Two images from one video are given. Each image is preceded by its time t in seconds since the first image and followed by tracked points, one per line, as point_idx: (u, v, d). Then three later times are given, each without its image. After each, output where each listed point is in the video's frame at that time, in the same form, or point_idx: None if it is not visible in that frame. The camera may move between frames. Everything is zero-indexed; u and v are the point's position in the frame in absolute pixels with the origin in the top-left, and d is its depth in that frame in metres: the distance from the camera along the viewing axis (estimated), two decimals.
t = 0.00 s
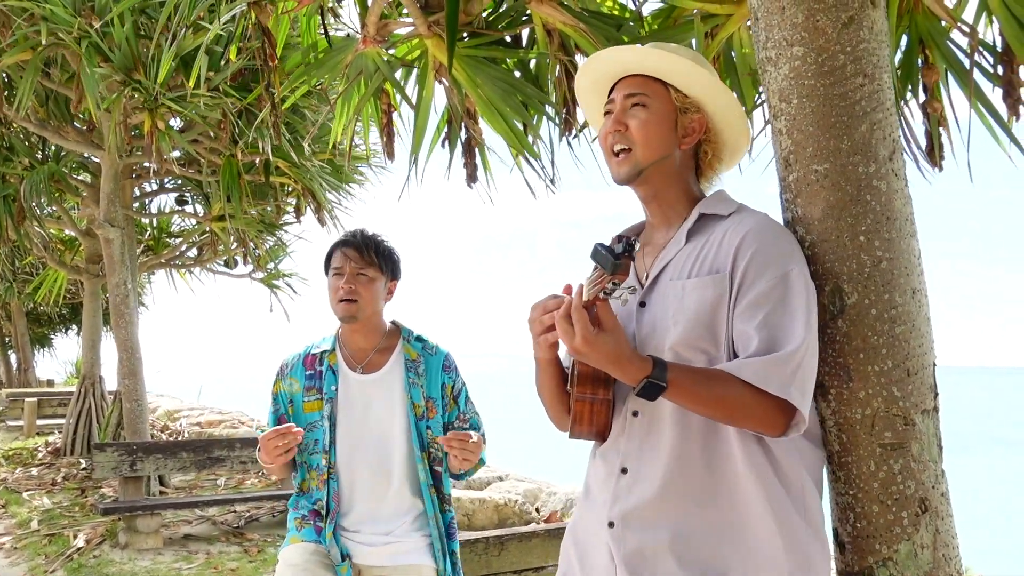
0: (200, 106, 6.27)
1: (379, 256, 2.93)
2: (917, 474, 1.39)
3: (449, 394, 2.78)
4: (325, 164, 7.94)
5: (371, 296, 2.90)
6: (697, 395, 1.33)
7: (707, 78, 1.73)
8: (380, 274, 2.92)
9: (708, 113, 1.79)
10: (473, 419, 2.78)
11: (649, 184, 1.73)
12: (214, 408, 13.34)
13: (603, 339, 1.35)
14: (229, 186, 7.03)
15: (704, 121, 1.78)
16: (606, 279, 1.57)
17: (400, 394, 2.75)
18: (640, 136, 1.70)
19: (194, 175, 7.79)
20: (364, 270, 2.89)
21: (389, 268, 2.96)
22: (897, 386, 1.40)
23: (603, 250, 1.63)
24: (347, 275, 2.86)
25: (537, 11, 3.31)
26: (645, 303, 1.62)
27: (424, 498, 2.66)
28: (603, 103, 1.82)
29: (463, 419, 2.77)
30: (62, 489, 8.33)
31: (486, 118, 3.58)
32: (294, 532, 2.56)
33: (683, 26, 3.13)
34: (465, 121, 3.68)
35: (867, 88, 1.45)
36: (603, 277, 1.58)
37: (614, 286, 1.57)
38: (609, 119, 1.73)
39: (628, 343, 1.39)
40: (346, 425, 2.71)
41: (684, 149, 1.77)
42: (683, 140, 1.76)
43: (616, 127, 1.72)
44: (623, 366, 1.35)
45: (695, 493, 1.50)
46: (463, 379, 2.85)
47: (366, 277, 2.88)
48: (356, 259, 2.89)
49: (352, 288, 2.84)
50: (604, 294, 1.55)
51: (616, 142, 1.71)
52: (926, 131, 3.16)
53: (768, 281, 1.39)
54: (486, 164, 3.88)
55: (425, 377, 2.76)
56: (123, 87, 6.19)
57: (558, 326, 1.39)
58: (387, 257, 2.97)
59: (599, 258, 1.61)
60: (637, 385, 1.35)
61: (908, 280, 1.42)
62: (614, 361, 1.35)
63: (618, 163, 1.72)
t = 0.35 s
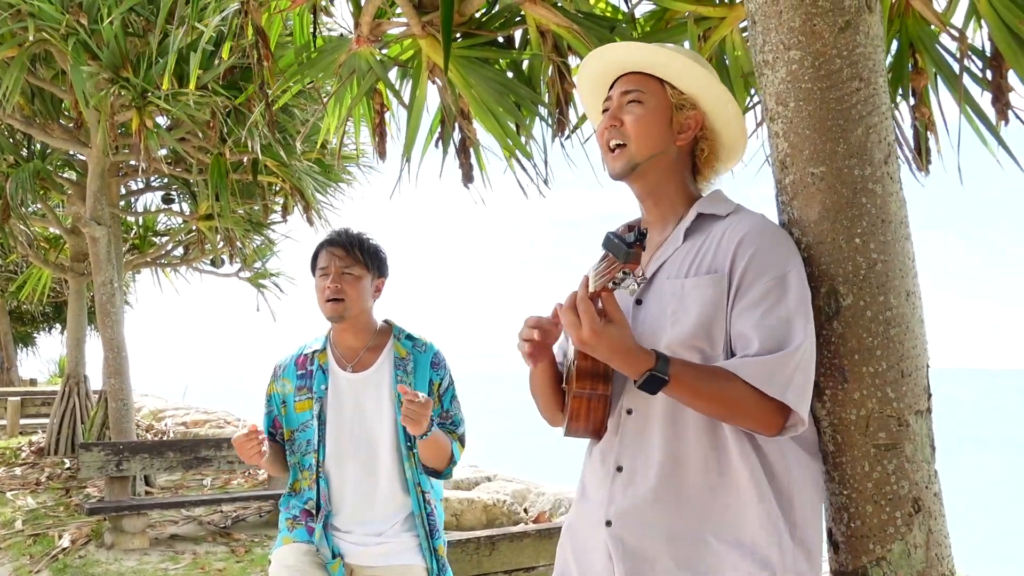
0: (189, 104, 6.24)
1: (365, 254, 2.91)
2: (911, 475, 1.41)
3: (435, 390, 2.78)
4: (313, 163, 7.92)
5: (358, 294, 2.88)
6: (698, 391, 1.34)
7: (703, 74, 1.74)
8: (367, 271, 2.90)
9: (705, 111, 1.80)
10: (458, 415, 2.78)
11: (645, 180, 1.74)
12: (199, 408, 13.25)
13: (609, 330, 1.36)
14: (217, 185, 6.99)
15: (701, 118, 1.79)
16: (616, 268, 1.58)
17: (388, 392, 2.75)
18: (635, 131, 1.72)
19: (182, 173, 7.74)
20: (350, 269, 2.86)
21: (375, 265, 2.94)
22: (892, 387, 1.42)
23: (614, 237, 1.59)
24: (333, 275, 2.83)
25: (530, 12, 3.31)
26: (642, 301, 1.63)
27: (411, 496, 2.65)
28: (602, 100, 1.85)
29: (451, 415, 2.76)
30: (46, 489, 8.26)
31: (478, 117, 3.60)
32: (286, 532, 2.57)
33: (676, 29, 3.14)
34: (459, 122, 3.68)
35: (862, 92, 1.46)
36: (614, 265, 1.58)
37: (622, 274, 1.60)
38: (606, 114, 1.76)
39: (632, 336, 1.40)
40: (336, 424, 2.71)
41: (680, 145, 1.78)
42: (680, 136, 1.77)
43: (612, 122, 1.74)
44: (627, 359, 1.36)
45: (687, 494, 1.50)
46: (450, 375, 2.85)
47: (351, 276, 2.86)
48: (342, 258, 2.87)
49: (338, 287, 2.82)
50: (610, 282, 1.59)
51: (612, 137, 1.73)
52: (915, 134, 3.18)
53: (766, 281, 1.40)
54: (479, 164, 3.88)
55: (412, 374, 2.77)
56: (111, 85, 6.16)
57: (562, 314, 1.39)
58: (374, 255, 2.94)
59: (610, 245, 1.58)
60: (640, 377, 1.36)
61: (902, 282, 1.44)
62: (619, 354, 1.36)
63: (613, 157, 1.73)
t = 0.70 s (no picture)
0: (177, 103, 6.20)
1: (344, 258, 2.90)
2: (905, 478, 1.43)
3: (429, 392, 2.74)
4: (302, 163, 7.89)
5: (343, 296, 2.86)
6: (695, 401, 1.35)
7: (696, 84, 1.75)
8: (349, 273, 2.88)
9: (699, 120, 1.81)
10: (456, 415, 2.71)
11: (639, 190, 1.75)
12: (184, 408, 13.15)
13: (604, 346, 1.36)
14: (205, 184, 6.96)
15: (694, 127, 1.79)
16: (605, 288, 1.58)
17: (381, 394, 2.72)
18: (630, 142, 1.72)
19: (168, 172, 7.70)
20: (330, 271, 2.86)
21: (358, 267, 2.92)
22: (887, 391, 1.43)
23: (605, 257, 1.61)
24: (312, 278, 2.84)
25: (524, 14, 3.31)
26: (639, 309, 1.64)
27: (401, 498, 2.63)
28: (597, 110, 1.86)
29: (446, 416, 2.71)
30: (29, 489, 8.18)
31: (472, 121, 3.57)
32: (278, 534, 2.56)
33: (668, 33, 3.15)
34: (453, 124, 3.69)
35: (858, 99, 1.48)
36: (604, 284, 1.58)
37: (614, 294, 1.60)
38: (600, 126, 1.76)
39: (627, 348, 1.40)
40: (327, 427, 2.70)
41: (674, 155, 1.78)
42: (674, 145, 1.77)
43: (606, 134, 1.74)
44: (623, 372, 1.36)
45: (680, 499, 1.52)
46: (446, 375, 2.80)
47: (331, 278, 2.85)
48: (323, 263, 2.88)
49: (318, 291, 2.82)
50: (603, 301, 1.58)
51: (606, 149, 1.74)
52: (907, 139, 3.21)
53: (762, 289, 1.42)
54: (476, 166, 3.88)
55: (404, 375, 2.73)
56: (99, 83, 6.12)
57: (556, 332, 1.39)
58: (357, 258, 2.92)
59: (601, 266, 1.59)
60: (636, 390, 1.36)
61: (897, 287, 1.45)
62: (615, 368, 1.36)
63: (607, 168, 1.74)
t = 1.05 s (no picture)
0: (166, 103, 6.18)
1: (346, 258, 2.93)
2: (898, 480, 1.45)
3: (429, 396, 2.82)
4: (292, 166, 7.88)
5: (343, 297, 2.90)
6: (694, 403, 1.36)
7: (688, 86, 1.76)
8: (350, 274, 2.92)
9: (694, 121, 1.82)
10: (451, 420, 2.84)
11: (634, 192, 1.76)
12: (170, 411, 13.08)
13: (607, 350, 1.35)
14: (194, 185, 6.93)
15: (689, 129, 1.80)
16: (614, 293, 1.57)
17: (383, 396, 2.76)
18: (623, 145, 1.74)
19: (157, 173, 7.67)
20: (331, 272, 2.90)
21: (360, 269, 2.95)
22: (881, 394, 1.45)
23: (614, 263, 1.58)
24: (314, 278, 2.87)
25: (517, 18, 3.32)
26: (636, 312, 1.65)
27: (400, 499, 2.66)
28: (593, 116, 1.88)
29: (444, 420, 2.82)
30: (15, 492, 8.11)
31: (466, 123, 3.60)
32: (271, 540, 2.56)
33: (660, 39, 3.16)
34: (445, 128, 3.70)
35: (854, 106, 1.50)
36: (613, 290, 1.57)
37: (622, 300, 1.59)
38: (595, 130, 1.79)
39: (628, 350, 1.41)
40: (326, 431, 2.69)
41: (669, 156, 1.80)
42: (668, 147, 1.79)
43: (601, 137, 1.77)
44: (624, 374, 1.37)
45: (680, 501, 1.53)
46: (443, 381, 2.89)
47: (332, 278, 2.88)
48: (324, 262, 2.91)
49: (318, 290, 2.86)
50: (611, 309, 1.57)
51: (601, 152, 1.76)
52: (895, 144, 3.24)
53: (760, 293, 1.43)
54: (464, 170, 3.89)
55: (406, 378, 2.78)
56: (89, 83, 6.10)
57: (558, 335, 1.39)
58: (359, 260, 2.96)
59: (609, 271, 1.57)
60: (635, 391, 1.37)
61: (891, 292, 1.48)
62: (616, 370, 1.36)
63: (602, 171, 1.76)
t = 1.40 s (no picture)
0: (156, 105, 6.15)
1: (355, 260, 2.92)
2: (895, 484, 1.46)
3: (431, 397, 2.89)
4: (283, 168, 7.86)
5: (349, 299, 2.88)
6: (694, 409, 1.37)
7: (683, 92, 1.77)
8: (358, 277, 2.91)
9: (691, 126, 1.82)
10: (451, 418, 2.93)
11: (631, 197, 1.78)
12: (158, 412, 13.00)
13: (606, 353, 1.36)
14: (184, 186, 6.90)
15: (686, 134, 1.81)
16: (612, 296, 1.56)
17: (388, 398, 2.79)
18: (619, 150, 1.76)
19: (145, 174, 7.63)
20: (339, 274, 2.87)
21: (368, 271, 2.95)
22: (878, 399, 1.47)
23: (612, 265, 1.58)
24: (323, 278, 2.86)
25: (513, 23, 3.32)
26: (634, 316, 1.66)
27: (404, 500, 2.69)
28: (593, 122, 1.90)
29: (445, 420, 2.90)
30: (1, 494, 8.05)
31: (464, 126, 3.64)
32: (266, 541, 2.51)
33: (655, 44, 3.18)
34: (441, 131, 3.69)
35: (852, 113, 1.51)
36: (610, 292, 1.56)
37: (619, 300, 1.59)
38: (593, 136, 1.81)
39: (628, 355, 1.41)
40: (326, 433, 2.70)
41: (666, 162, 1.81)
42: (664, 153, 1.80)
43: (598, 143, 1.78)
44: (625, 379, 1.37)
45: (677, 505, 1.55)
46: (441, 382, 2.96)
47: (342, 280, 2.86)
48: (334, 263, 2.89)
49: (326, 291, 2.83)
50: (609, 307, 1.57)
51: (599, 158, 1.78)
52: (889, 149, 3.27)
53: (759, 299, 1.44)
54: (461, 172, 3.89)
55: (410, 381, 2.82)
56: (78, 84, 6.07)
57: (558, 339, 1.39)
58: (368, 262, 2.96)
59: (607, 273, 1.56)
60: (638, 398, 1.38)
61: (887, 298, 1.49)
62: (617, 376, 1.37)
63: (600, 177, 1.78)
